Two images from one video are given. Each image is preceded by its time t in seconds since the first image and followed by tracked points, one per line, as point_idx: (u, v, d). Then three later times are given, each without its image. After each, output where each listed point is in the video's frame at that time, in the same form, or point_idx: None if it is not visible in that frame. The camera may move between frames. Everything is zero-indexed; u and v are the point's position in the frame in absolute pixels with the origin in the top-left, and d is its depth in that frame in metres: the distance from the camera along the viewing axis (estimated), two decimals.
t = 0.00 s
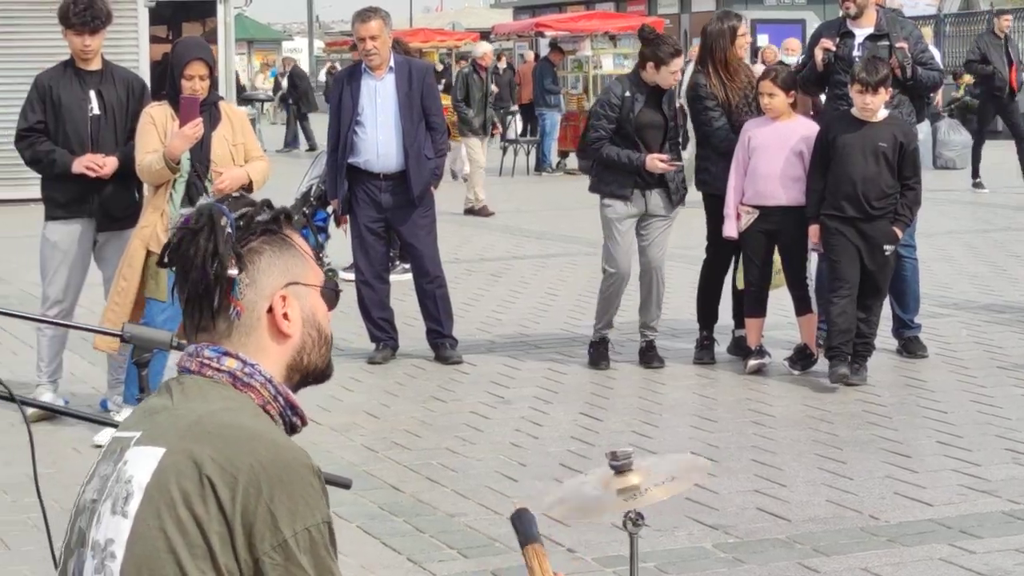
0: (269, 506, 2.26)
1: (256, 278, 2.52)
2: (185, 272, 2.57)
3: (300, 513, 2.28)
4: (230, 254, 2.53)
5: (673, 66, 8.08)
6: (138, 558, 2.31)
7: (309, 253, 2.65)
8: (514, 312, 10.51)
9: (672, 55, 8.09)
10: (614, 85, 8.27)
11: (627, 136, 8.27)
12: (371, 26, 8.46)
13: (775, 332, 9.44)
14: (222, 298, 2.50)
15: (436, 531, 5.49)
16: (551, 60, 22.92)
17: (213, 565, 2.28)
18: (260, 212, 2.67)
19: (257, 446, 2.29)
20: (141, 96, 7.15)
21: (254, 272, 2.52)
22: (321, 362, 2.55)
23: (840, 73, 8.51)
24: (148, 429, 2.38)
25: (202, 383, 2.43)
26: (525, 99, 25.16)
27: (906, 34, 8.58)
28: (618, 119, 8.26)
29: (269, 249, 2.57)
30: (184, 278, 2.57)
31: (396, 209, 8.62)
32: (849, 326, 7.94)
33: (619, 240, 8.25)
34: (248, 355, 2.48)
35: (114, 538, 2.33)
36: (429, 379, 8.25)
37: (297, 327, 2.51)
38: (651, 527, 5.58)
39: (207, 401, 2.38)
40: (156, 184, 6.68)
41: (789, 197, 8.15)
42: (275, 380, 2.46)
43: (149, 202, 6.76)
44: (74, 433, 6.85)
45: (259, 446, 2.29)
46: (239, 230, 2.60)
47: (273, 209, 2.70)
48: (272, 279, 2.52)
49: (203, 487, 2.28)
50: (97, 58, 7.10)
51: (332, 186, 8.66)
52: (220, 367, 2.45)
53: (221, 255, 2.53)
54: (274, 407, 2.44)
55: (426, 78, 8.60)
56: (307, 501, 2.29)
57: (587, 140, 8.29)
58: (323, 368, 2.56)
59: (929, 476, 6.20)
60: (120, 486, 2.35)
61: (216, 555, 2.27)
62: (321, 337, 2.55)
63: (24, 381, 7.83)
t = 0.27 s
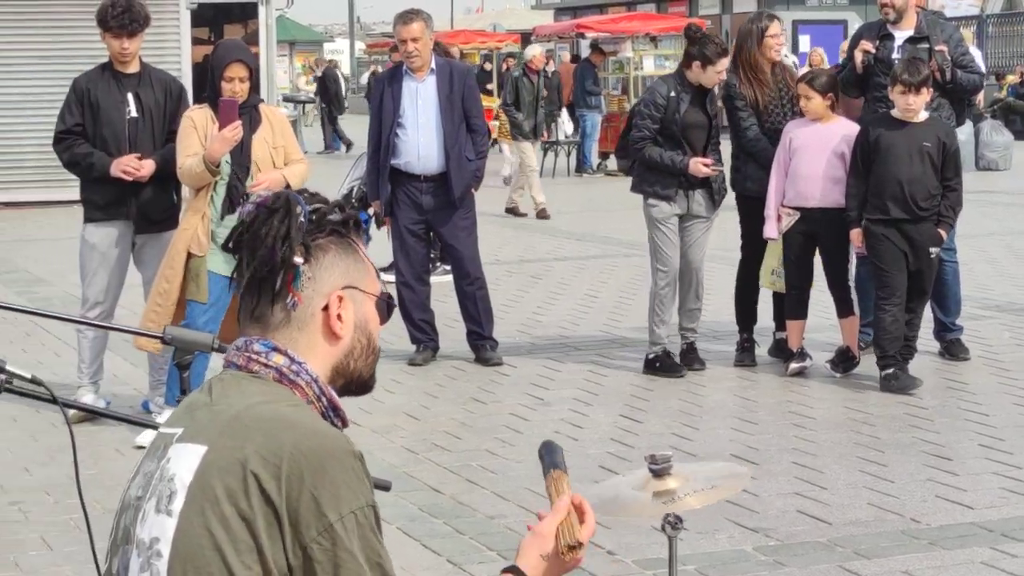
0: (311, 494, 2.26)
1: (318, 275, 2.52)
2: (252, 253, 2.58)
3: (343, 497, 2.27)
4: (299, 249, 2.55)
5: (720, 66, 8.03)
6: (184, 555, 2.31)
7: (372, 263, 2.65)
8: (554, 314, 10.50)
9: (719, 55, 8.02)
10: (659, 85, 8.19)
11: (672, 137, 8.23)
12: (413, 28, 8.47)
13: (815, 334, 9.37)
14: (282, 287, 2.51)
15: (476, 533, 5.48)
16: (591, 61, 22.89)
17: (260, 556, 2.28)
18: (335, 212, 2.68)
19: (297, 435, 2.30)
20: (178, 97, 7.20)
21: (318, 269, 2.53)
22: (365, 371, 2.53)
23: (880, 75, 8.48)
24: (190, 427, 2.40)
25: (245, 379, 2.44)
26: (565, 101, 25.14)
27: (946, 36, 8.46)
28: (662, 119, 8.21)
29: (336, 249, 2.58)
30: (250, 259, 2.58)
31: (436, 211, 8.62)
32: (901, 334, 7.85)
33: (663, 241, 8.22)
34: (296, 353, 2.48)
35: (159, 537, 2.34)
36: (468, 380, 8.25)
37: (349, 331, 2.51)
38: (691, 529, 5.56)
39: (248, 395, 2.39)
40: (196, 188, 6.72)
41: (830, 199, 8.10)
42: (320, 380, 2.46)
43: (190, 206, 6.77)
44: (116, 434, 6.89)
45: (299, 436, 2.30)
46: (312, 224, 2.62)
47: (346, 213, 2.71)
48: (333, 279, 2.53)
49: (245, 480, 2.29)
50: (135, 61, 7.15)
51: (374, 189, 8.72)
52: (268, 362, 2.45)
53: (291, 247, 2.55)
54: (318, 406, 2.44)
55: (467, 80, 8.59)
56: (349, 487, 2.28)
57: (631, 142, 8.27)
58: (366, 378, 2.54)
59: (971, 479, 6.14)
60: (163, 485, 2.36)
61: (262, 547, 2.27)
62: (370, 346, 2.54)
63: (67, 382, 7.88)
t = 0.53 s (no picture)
0: (350, 511, 2.26)
1: (345, 280, 2.54)
2: (283, 261, 2.60)
3: (383, 515, 2.27)
4: (326, 254, 2.56)
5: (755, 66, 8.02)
6: (219, 566, 2.31)
7: (396, 265, 2.68)
8: (592, 315, 10.48)
9: (754, 56, 8.03)
10: (693, 85, 8.14)
11: (708, 138, 8.18)
12: (450, 29, 8.49)
13: (854, 335, 9.32)
14: (310, 293, 2.52)
15: (513, 534, 5.48)
16: (630, 62, 22.84)
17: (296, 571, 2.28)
18: (358, 216, 2.71)
19: (334, 451, 2.30)
20: (214, 97, 7.24)
21: (344, 272, 2.54)
22: (392, 373, 2.55)
23: (916, 75, 8.45)
24: (222, 435, 2.39)
25: (277, 389, 2.44)
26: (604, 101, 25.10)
27: (983, 36, 8.42)
28: (697, 121, 8.15)
29: (362, 253, 2.60)
30: (280, 268, 2.60)
31: (474, 212, 8.61)
32: (945, 335, 7.76)
33: (699, 243, 8.19)
34: (326, 359, 2.49)
35: (193, 547, 2.34)
36: (506, 382, 8.25)
37: (376, 333, 2.53)
38: (729, 530, 5.53)
39: (282, 406, 2.39)
40: (235, 189, 6.78)
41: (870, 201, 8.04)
42: (351, 387, 2.47)
43: (228, 206, 6.84)
44: (156, 434, 6.93)
45: (336, 452, 2.29)
46: (337, 228, 2.64)
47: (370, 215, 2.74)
48: (360, 283, 2.55)
49: (281, 494, 2.29)
50: (171, 63, 7.19)
51: (412, 190, 8.73)
52: (299, 370, 2.46)
53: (319, 252, 2.56)
54: (348, 414, 2.46)
55: (505, 81, 8.57)
56: (388, 504, 2.28)
57: (665, 144, 8.21)
58: (393, 379, 2.56)
59: (1011, 481, 6.09)
60: (197, 495, 2.36)
61: (298, 562, 2.28)
62: (396, 348, 2.56)
63: (107, 383, 7.93)
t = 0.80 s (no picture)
0: (377, 505, 2.28)
1: (363, 273, 2.52)
2: (299, 256, 2.59)
3: (408, 508, 2.29)
4: (341, 248, 2.54)
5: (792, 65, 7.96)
6: (247, 563, 2.32)
7: (418, 261, 2.65)
8: (627, 315, 10.46)
9: (792, 55, 7.96)
10: (733, 85, 8.08)
11: (745, 138, 8.11)
12: (486, 30, 8.46)
13: (891, 335, 9.26)
14: (327, 287, 2.51)
15: (549, 534, 5.47)
16: (665, 62, 22.78)
17: (325, 566, 2.29)
18: (378, 210, 2.68)
19: (359, 446, 2.31)
20: (249, 98, 7.27)
21: (361, 266, 2.53)
22: (414, 367, 2.53)
23: (950, 75, 8.39)
24: (247, 432, 2.40)
25: (300, 386, 2.44)
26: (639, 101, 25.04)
27: (1019, 36, 8.34)
28: (736, 121, 8.09)
29: (380, 246, 2.57)
30: (298, 262, 2.59)
31: (509, 212, 8.62)
32: (984, 332, 7.71)
33: (732, 242, 8.16)
34: (345, 354, 2.48)
35: (221, 545, 2.35)
36: (541, 382, 8.24)
37: (396, 328, 2.51)
38: (764, 530, 5.51)
39: (306, 404, 2.39)
40: (269, 191, 6.77)
41: (906, 201, 7.97)
42: (371, 382, 2.47)
43: (263, 209, 6.86)
44: (192, 433, 6.97)
45: (361, 449, 2.31)
46: (354, 223, 2.61)
47: (389, 211, 2.71)
48: (378, 277, 2.53)
49: (308, 490, 2.30)
50: (206, 63, 7.22)
51: (446, 190, 8.69)
52: (319, 366, 2.46)
53: (335, 246, 2.54)
54: (370, 408, 2.46)
55: (540, 81, 8.55)
56: (414, 497, 2.30)
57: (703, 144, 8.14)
58: (416, 373, 2.54)
59: None
60: (223, 493, 2.37)
61: (327, 558, 2.28)
62: (417, 343, 2.55)
63: (143, 382, 7.98)
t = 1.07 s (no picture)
0: (401, 500, 2.26)
1: (370, 269, 2.55)
2: (306, 258, 2.63)
3: (434, 503, 2.26)
4: (345, 247, 2.57)
5: (833, 64, 7.95)
6: (276, 559, 2.32)
7: (430, 252, 2.65)
8: (660, 316, 10.43)
9: (833, 53, 7.94)
10: (777, 83, 8.06)
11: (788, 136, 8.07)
12: (517, 30, 8.51)
13: (926, 336, 9.20)
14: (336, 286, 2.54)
15: (581, 535, 5.46)
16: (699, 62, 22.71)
17: (352, 561, 2.28)
18: (384, 204, 2.70)
19: (383, 442, 2.30)
20: (281, 98, 7.30)
21: (368, 262, 2.55)
22: (436, 360, 2.54)
23: (983, 76, 8.32)
24: (275, 431, 2.41)
25: (324, 382, 2.45)
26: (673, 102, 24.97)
27: None
28: (780, 119, 8.06)
29: (386, 241, 2.59)
30: (307, 265, 2.63)
31: (541, 213, 8.61)
32: None
33: (773, 241, 8.10)
34: (367, 350, 2.49)
35: (250, 542, 2.36)
36: (574, 382, 8.23)
37: (410, 322, 2.51)
38: (797, 531, 5.48)
39: (331, 400, 2.40)
40: (302, 191, 6.79)
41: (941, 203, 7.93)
42: (395, 375, 2.47)
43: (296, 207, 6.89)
44: (225, 433, 6.99)
45: (386, 442, 2.30)
46: (356, 219, 2.64)
47: (395, 203, 2.72)
48: (387, 272, 2.55)
49: (334, 485, 2.29)
50: (238, 64, 7.25)
51: (478, 190, 8.72)
52: (342, 362, 2.46)
53: (340, 247, 2.58)
54: (395, 403, 2.46)
55: (573, 81, 8.54)
56: (440, 492, 2.27)
57: (748, 142, 8.12)
58: (438, 366, 2.55)
59: None
60: (252, 490, 2.38)
61: (355, 553, 2.27)
62: (436, 335, 2.55)
63: (177, 382, 8.02)
